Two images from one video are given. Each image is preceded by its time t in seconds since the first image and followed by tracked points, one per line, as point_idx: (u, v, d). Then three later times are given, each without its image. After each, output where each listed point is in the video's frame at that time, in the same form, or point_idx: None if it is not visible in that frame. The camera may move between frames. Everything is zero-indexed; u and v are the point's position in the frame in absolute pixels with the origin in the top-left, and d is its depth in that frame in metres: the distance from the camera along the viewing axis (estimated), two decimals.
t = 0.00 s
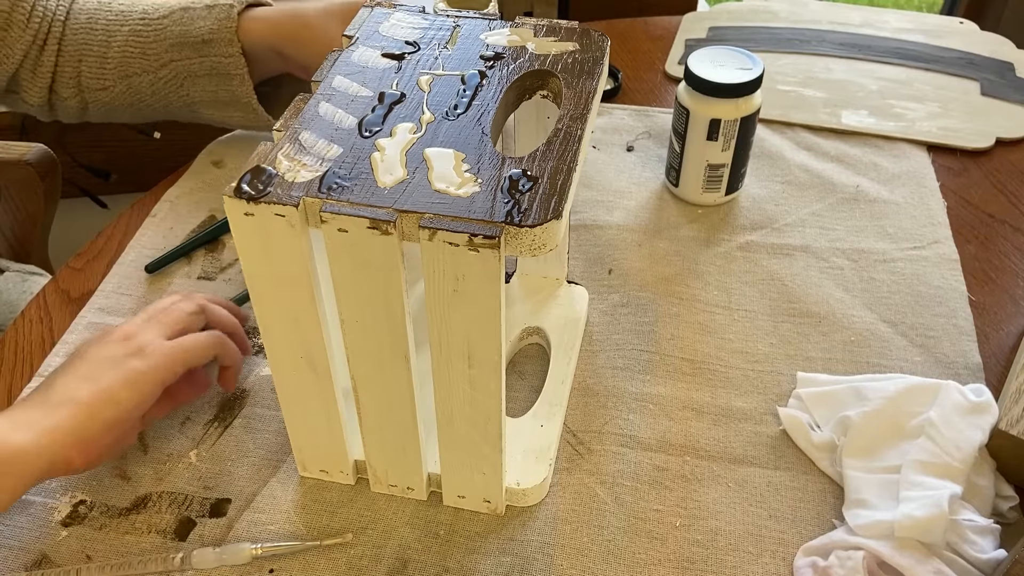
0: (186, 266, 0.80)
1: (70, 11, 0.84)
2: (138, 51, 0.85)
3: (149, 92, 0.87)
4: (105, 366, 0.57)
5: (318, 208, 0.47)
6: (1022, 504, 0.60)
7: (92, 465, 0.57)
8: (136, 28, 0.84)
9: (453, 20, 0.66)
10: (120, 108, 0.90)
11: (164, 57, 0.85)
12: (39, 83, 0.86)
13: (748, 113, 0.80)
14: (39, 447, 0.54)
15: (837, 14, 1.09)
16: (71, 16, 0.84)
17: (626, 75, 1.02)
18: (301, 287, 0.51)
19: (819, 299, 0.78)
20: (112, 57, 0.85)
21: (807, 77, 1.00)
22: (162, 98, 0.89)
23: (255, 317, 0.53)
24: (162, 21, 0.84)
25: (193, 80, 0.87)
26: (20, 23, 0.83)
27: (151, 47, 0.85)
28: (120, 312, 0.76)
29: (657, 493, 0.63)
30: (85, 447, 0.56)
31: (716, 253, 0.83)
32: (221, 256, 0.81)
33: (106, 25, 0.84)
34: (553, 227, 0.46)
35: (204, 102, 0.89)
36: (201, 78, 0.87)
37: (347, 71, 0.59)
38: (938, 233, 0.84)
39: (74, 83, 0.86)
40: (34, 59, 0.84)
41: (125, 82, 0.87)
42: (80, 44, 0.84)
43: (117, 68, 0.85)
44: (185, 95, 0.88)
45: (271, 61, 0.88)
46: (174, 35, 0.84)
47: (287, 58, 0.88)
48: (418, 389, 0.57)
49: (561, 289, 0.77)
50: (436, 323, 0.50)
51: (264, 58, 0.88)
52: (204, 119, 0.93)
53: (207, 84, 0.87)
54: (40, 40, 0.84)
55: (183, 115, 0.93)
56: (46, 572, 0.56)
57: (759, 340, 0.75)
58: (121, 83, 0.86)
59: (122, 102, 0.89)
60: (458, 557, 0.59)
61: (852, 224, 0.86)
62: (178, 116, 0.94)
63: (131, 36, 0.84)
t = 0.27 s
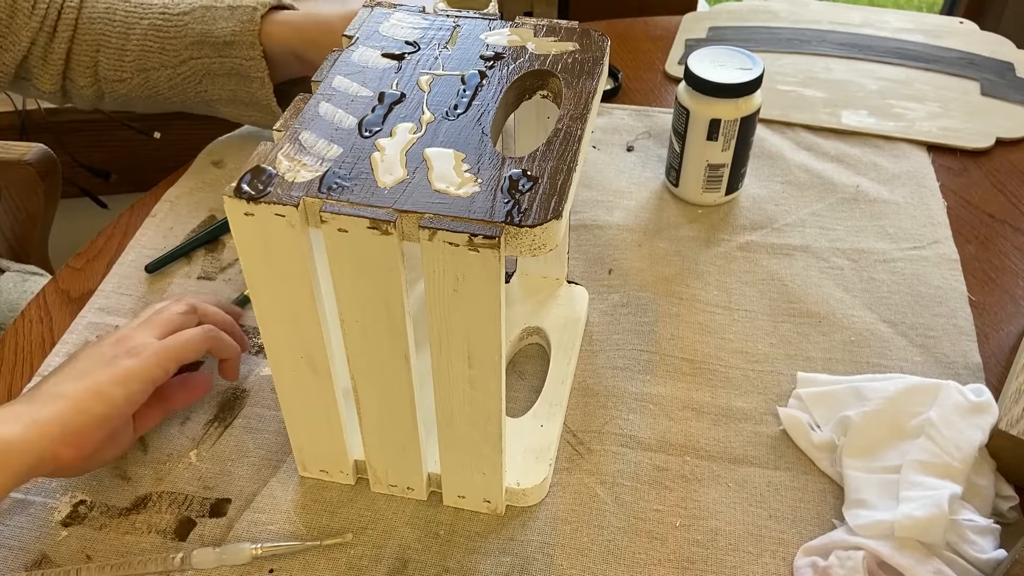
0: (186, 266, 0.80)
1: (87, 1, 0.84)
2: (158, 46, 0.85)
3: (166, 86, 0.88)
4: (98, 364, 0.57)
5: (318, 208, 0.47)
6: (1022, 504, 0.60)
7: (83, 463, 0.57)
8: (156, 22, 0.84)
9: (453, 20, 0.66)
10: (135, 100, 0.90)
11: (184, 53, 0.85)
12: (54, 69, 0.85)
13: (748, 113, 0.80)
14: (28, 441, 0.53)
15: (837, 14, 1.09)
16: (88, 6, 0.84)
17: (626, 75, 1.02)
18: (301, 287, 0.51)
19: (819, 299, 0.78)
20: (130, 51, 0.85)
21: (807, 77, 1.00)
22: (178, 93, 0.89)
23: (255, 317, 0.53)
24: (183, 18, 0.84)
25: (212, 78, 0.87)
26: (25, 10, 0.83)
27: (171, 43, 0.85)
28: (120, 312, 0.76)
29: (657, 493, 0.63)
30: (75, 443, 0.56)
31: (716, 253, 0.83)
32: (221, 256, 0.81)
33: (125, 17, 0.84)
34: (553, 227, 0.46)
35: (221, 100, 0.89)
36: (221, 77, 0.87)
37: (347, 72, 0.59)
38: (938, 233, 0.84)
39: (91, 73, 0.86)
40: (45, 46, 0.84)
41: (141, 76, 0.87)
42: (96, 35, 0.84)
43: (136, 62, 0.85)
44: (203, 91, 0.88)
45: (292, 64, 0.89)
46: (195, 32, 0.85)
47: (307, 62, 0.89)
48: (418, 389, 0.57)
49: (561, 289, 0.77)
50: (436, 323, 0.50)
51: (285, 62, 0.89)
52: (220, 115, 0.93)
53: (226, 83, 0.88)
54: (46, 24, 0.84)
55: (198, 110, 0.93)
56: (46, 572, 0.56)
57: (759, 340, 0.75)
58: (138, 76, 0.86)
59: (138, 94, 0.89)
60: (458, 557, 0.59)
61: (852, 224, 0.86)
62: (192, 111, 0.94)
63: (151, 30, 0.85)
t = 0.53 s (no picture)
0: (186, 266, 0.80)
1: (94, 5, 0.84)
2: (166, 55, 0.85)
3: (172, 95, 0.88)
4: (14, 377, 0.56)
5: (318, 208, 0.47)
6: (1022, 504, 0.60)
7: None
8: (165, 31, 0.85)
9: (453, 20, 0.66)
10: (139, 106, 0.90)
11: (193, 64, 0.86)
12: (52, 71, 0.85)
13: (748, 113, 0.80)
14: None
15: (837, 14, 1.09)
16: (94, 10, 0.84)
17: (626, 75, 1.02)
18: (301, 287, 0.51)
19: (819, 299, 0.78)
20: (137, 58, 0.85)
21: (807, 77, 1.00)
22: (185, 102, 0.89)
23: (255, 317, 0.53)
24: (195, 29, 0.85)
25: (221, 90, 0.87)
26: (14, 9, 0.83)
27: (180, 53, 0.85)
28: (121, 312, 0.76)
29: (657, 493, 0.63)
30: None
31: (716, 253, 0.83)
32: (221, 256, 0.81)
33: (132, 25, 0.84)
34: (553, 227, 0.46)
35: (228, 112, 0.89)
36: (230, 91, 0.87)
37: (347, 72, 0.59)
38: (939, 233, 0.84)
39: (93, 77, 0.86)
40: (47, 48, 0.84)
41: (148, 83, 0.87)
42: (102, 41, 0.84)
43: (142, 69, 0.86)
44: (210, 102, 0.89)
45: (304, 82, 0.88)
46: (206, 44, 0.85)
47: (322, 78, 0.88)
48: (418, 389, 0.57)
49: (561, 289, 0.77)
50: (436, 324, 0.50)
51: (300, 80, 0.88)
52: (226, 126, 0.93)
53: (236, 96, 0.88)
54: (38, 24, 0.84)
55: (203, 119, 0.93)
56: (46, 572, 0.56)
57: (759, 340, 0.75)
58: (144, 84, 0.87)
59: (142, 101, 0.89)
60: (458, 557, 0.59)
61: (852, 224, 0.86)
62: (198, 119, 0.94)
63: (160, 39, 0.85)
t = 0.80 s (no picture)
0: (186, 266, 0.80)
1: None
2: (173, 51, 0.85)
3: (178, 91, 0.88)
4: None
5: (318, 208, 0.47)
6: (1022, 504, 0.60)
7: None
8: (172, 27, 0.84)
9: (453, 20, 0.66)
10: (144, 100, 0.90)
11: (201, 62, 0.85)
12: (52, 64, 0.85)
13: (748, 113, 0.80)
14: None
15: (837, 14, 1.08)
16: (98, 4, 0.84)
17: (626, 75, 1.02)
18: (301, 287, 0.51)
19: (819, 299, 0.78)
20: (143, 54, 0.85)
21: (807, 77, 1.00)
22: (191, 98, 0.89)
23: (254, 317, 0.53)
24: (204, 27, 0.84)
25: (229, 88, 0.87)
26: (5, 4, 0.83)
27: (187, 50, 0.85)
28: (121, 312, 0.76)
29: (657, 493, 0.63)
30: None
31: (716, 253, 0.83)
32: (221, 256, 0.81)
33: (137, 20, 0.84)
34: (553, 227, 0.46)
35: (237, 109, 0.89)
36: (240, 89, 0.87)
37: (347, 71, 0.59)
38: (939, 233, 0.84)
39: (96, 71, 0.86)
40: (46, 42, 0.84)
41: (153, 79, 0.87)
42: (107, 36, 0.84)
43: (147, 65, 0.86)
44: (218, 100, 0.88)
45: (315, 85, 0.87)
46: (216, 43, 0.85)
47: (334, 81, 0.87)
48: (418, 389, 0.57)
49: (561, 289, 0.77)
50: (436, 324, 0.50)
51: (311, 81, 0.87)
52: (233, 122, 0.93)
53: (246, 94, 0.87)
54: (34, 17, 0.83)
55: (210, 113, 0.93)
56: (46, 572, 0.56)
57: (759, 340, 0.75)
58: (149, 79, 0.87)
59: (146, 96, 0.89)
60: (458, 557, 0.59)
61: (852, 224, 0.86)
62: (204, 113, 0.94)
63: (166, 35, 0.85)
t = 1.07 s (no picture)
0: (186, 266, 0.80)
1: None
2: (146, 50, 0.85)
3: (152, 91, 0.87)
4: None
5: (318, 208, 0.47)
6: (1022, 504, 0.60)
7: None
8: (145, 25, 0.84)
9: (453, 20, 0.66)
10: (119, 103, 0.89)
11: (175, 60, 0.86)
12: (23, 69, 0.85)
13: (748, 113, 0.80)
14: None
15: (837, 14, 1.09)
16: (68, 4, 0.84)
17: (626, 75, 1.02)
18: (301, 287, 0.51)
19: (819, 299, 0.78)
20: (115, 54, 0.85)
21: (807, 77, 1.00)
22: (166, 99, 0.88)
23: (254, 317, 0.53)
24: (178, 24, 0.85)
25: (205, 87, 0.87)
26: None
27: (161, 48, 0.85)
28: (121, 312, 0.76)
29: (657, 493, 0.63)
30: None
31: (716, 253, 0.83)
32: (220, 256, 0.81)
33: (108, 20, 0.84)
34: (553, 227, 0.46)
35: (213, 109, 0.89)
36: (215, 88, 0.87)
37: (347, 72, 0.59)
38: (938, 233, 0.84)
39: (67, 74, 0.86)
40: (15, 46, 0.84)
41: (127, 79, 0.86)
42: (78, 37, 0.84)
43: (120, 65, 0.85)
44: (193, 99, 0.88)
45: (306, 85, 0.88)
46: (189, 39, 0.85)
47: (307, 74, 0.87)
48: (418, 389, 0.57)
49: (561, 289, 0.77)
50: (436, 323, 0.50)
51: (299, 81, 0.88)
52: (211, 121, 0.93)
53: (221, 92, 0.87)
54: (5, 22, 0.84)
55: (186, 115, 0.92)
56: (46, 572, 0.56)
57: (759, 340, 0.75)
58: (122, 80, 0.86)
59: (121, 98, 0.88)
60: (458, 557, 0.59)
61: (852, 224, 0.86)
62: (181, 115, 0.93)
63: (139, 34, 0.85)
